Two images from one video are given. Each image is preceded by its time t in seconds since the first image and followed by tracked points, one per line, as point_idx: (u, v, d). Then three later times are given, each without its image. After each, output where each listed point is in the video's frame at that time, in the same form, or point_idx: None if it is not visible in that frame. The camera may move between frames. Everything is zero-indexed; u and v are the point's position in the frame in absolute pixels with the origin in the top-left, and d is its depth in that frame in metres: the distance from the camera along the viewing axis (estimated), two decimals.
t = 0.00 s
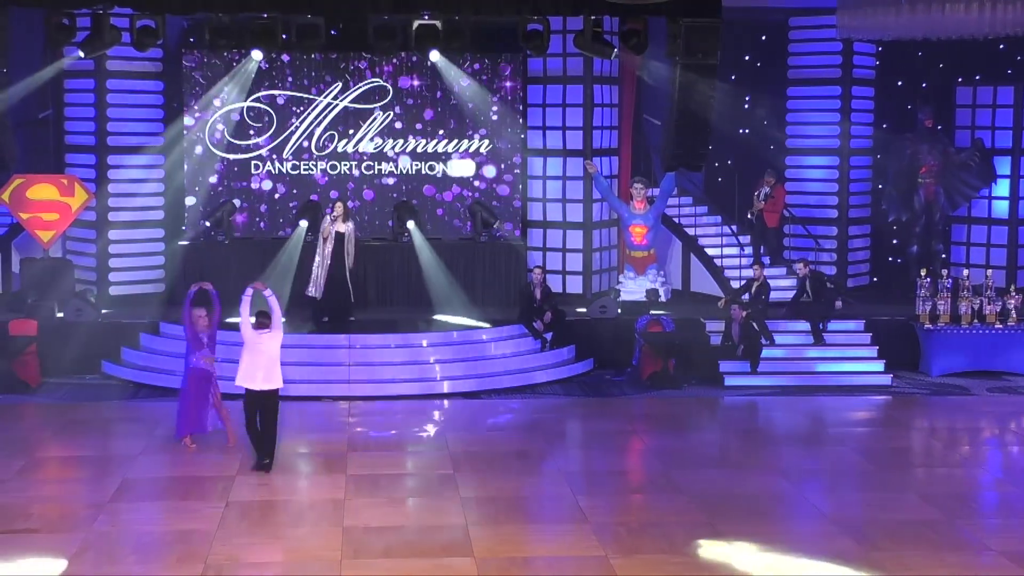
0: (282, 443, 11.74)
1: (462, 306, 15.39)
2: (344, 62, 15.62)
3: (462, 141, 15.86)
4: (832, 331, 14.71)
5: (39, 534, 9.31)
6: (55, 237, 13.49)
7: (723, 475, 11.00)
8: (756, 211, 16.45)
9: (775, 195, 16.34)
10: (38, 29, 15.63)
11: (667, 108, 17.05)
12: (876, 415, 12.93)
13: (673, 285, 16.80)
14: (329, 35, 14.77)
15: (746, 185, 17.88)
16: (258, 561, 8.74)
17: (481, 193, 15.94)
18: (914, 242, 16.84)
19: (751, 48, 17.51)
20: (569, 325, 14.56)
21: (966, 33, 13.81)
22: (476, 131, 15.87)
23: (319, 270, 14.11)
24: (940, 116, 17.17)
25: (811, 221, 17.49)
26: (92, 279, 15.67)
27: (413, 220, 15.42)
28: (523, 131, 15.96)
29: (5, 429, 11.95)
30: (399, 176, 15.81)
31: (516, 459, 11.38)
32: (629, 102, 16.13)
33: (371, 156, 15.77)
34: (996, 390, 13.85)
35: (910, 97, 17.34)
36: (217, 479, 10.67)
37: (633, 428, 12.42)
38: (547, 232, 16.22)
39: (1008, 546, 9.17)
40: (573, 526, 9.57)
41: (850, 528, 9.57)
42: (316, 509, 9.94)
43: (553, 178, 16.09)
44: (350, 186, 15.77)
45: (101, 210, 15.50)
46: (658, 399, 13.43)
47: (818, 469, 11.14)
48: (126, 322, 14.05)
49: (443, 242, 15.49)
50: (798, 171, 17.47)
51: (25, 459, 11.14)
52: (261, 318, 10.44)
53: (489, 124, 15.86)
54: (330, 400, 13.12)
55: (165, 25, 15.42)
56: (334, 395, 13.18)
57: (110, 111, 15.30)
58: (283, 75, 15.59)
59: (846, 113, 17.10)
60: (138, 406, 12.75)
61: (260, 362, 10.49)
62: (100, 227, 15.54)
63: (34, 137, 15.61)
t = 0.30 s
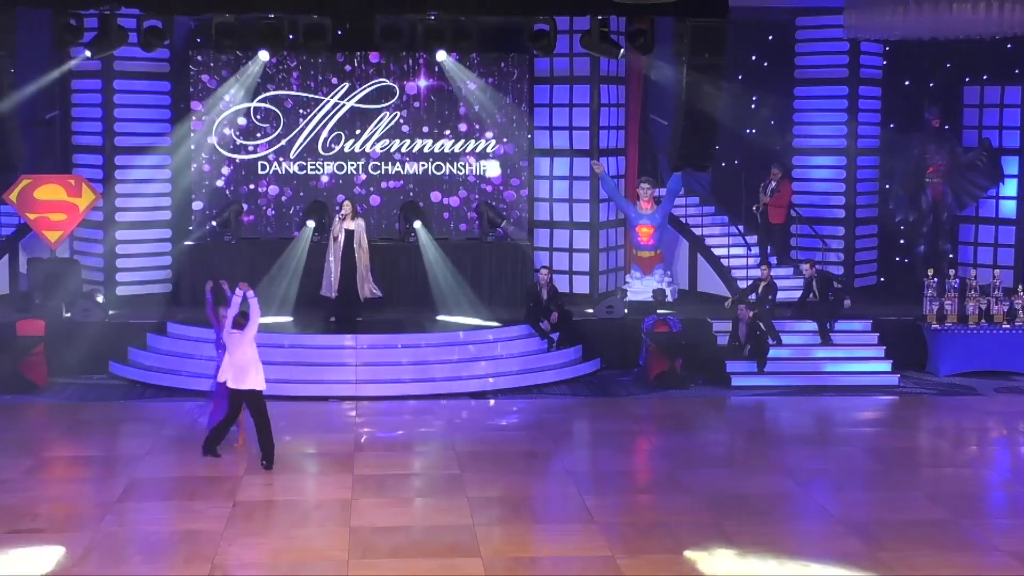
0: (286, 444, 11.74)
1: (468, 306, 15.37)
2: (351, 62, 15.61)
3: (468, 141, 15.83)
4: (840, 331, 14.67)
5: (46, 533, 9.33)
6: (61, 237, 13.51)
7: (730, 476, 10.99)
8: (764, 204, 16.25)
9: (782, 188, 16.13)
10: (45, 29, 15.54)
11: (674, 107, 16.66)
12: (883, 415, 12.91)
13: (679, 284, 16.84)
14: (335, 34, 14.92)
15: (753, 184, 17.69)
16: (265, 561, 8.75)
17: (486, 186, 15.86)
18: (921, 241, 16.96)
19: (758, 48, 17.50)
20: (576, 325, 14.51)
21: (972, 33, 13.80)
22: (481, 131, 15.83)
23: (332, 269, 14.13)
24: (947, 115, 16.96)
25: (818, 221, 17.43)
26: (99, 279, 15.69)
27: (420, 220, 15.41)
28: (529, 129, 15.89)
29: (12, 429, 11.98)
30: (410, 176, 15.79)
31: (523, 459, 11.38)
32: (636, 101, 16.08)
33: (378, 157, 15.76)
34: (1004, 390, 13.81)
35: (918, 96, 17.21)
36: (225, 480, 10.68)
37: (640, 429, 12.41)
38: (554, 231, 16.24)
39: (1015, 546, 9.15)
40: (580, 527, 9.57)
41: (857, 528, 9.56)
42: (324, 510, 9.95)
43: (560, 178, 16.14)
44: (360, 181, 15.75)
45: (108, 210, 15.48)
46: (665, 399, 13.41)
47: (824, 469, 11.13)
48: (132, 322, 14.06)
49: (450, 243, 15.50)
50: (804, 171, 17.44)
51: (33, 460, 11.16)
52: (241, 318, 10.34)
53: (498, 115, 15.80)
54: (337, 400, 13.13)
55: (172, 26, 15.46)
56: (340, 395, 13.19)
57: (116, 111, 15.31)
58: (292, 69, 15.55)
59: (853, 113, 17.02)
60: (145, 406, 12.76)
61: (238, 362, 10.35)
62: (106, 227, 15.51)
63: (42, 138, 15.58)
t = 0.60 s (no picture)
0: (297, 445, 11.61)
1: (481, 308, 15.22)
2: (363, 60, 15.47)
3: (481, 139, 15.67)
4: (857, 331, 14.46)
5: (56, 535, 9.23)
6: (71, 237, 13.37)
7: (747, 477, 10.83)
8: (778, 202, 16.18)
9: (797, 186, 16.01)
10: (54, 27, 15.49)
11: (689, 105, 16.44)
12: (901, 416, 12.73)
13: (695, 284, 16.63)
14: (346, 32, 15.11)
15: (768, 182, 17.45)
16: (276, 563, 8.62)
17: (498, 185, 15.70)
18: (939, 241, 16.72)
19: (774, 44, 17.20)
20: (588, 324, 14.31)
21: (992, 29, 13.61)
22: (493, 129, 15.67)
23: (349, 272, 14.00)
24: (966, 112, 16.75)
25: (836, 219, 17.19)
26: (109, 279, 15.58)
27: (433, 219, 15.26)
28: (541, 125, 15.67)
29: (22, 430, 11.88)
30: (422, 175, 15.65)
31: (537, 461, 11.24)
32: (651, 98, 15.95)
33: (390, 155, 15.62)
34: None
35: (934, 93, 17.07)
36: (236, 481, 10.56)
37: (655, 430, 12.26)
38: (567, 231, 16.09)
39: None
40: (595, 529, 9.42)
41: (875, 530, 9.39)
42: (335, 511, 9.82)
43: (574, 176, 15.97)
44: (371, 183, 15.61)
45: (118, 209, 15.43)
46: (680, 400, 13.25)
47: (842, 471, 10.96)
48: (142, 322, 13.94)
49: (462, 243, 15.31)
50: (821, 169, 17.25)
51: (43, 461, 11.06)
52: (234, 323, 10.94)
53: (511, 111, 15.63)
54: (349, 401, 13.01)
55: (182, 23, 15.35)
56: (351, 396, 13.07)
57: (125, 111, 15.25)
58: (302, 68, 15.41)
59: (871, 110, 16.88)
60: (155, 407, 12.65)
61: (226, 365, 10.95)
62: (116, 226, 15.48)
63: (50, 137, 15.52)
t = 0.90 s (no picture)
0: (307, 450, 11.30)
1: (495, 308, 14.89)
2: (376, 55, 15.18)
3: (497, 135, 15.35)
4: (884, 332, 14.07)
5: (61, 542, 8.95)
6: (77, 237, 13.07)
7: (769, 483, 10.47)
8: (805, 199, 15.56)
9: (824, 182, 15.42)
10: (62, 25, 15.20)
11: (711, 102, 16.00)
12: (929, 420, 12.34)
13: (715, 284, 16.29)
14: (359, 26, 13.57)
15: (790, 181, 17.09)
16: (283, 571, 8.32)
17: (516, 188, 15.38)
18: (968, 240, 16.36)
19: (797, 38, 16.80)
20: (606, 325, 13.92)
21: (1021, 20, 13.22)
22: (508, 126, 15.35)
23: (364, 273, 13.69)
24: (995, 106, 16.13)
25: (861, 217, 16.87)
26: (117, 279, 15.29)
27: (446, 217, 14.91)
28: (558, 122, 15.37)
29: (28, 434, 11.61)
30: (438, 172, 15.34)
31: (553, 466, 10.91)
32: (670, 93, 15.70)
33: (402, 152, 15.30)
34: None
35: (961, 87, 16.44)
36: (245, 487, 10.27)
37: (675, 434, 11.91)
38: (584, 229, 15.72)
39: None
40: (613, 536, 9.09)
41: (903, 538, 9.04)
42: (347, 517, 9.52)
43: (591, 174, 15.61)
44: (384, 183, 15.30)
45: (125, 208, 15.15)
46: (701, 403, 12.89)
47: (868, 476, 10.60)
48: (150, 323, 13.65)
49: (479, 243, 14.97)
50: (846, 165, 16.88)
51: (48, 466, 10.79)
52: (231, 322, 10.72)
53: (527, 107, 15.31)
54: (361, 404, 12.69)
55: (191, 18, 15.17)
56: (363, 399, 12.75)
57: (133, 107, 15.01)
58: (311, 62, 15.11)
59: (897, 106, 16.52)
60: (162, 410, 12.37)
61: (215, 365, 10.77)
62: (122, 225, 15.18)
63: (58, 134, 15.29)
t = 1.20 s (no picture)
0: (318, 455, 10.92)
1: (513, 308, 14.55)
2: (389, 49, 14.80)
3: (514, 131, 14.96)
4: (915, 334, 13.63)
5: (66, 550, 8.62)
6: (81, 235, 12.75)
7: (797, 489, 10.04)
8: (834, 197, 15.05)
9: (853, 179, 14.89)
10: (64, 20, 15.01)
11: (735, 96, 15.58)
12: (962, 425, 11.88)
13: (741, 285, 15.95)
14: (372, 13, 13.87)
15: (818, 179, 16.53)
16: None
17: (533, 188, 15.00)
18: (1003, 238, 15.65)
19: (824, 29, 16.22)
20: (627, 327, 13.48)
21: None
22: (526, 121, 14.95)
23: (377, 273, 13.25)
24: None
25: (893, 215, 16.08)
26: (123, 280, 14.95)
27: (461, 216, 14.58)
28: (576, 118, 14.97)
29: (32, 439, 11.28)
30: (454, 169, 14.94)
31: (573, 471, 10.51)
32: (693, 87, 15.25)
33: (415, 148, 14.91)
34: None
35: (997, 79, 15.82)
36: (255, 493, 9.89)
37: (699, 439, 11.49)
38: (604, 228, 15.29)
39: None
40: (635, 544, 8.69)
41: (938, 547, 8.61)
42: (359, 525, 9.13)
43: (611, 170, 15.17)
44: (398, 182, 14.91)
45: (130, 206, 14.80)
46: (726, 407, 12.46)
47: (900, 483, 10.16)
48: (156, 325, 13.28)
49: (494, 241, 14.57)
50: (875, 162, 16.12)
51: (52, 472, 10.45)
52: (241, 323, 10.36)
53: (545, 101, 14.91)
54: (374, 408, 12.31)
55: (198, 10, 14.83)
56: (376, 403, 12.36)
57: (139, 101, 14.63)
58: (325, 55, 14.75)
59: (928, 100, 15.68)
60: (170, 415, 12.01)
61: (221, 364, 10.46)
62: (128, 224, 14.84)
63: (62, 129, 15.20)
